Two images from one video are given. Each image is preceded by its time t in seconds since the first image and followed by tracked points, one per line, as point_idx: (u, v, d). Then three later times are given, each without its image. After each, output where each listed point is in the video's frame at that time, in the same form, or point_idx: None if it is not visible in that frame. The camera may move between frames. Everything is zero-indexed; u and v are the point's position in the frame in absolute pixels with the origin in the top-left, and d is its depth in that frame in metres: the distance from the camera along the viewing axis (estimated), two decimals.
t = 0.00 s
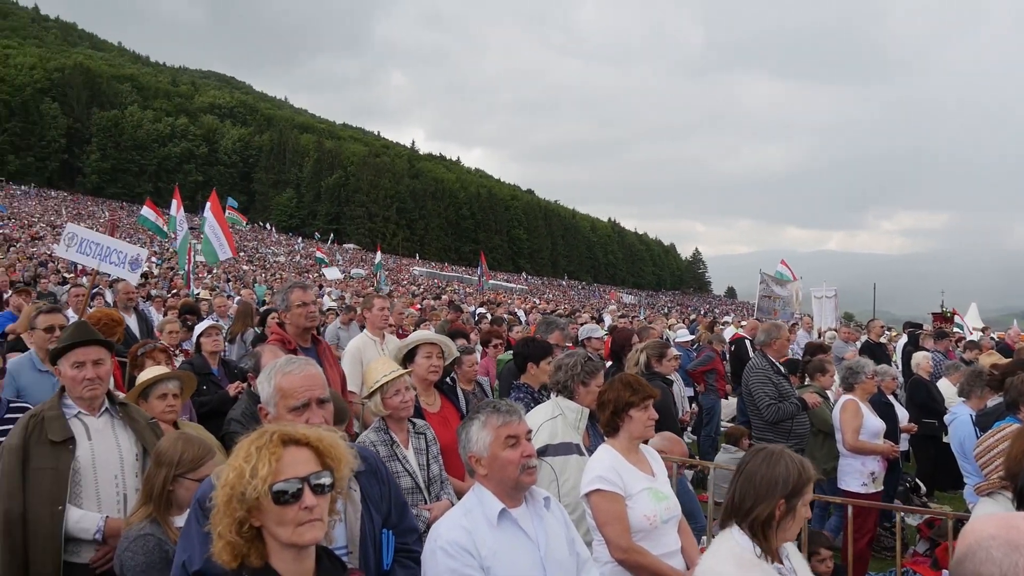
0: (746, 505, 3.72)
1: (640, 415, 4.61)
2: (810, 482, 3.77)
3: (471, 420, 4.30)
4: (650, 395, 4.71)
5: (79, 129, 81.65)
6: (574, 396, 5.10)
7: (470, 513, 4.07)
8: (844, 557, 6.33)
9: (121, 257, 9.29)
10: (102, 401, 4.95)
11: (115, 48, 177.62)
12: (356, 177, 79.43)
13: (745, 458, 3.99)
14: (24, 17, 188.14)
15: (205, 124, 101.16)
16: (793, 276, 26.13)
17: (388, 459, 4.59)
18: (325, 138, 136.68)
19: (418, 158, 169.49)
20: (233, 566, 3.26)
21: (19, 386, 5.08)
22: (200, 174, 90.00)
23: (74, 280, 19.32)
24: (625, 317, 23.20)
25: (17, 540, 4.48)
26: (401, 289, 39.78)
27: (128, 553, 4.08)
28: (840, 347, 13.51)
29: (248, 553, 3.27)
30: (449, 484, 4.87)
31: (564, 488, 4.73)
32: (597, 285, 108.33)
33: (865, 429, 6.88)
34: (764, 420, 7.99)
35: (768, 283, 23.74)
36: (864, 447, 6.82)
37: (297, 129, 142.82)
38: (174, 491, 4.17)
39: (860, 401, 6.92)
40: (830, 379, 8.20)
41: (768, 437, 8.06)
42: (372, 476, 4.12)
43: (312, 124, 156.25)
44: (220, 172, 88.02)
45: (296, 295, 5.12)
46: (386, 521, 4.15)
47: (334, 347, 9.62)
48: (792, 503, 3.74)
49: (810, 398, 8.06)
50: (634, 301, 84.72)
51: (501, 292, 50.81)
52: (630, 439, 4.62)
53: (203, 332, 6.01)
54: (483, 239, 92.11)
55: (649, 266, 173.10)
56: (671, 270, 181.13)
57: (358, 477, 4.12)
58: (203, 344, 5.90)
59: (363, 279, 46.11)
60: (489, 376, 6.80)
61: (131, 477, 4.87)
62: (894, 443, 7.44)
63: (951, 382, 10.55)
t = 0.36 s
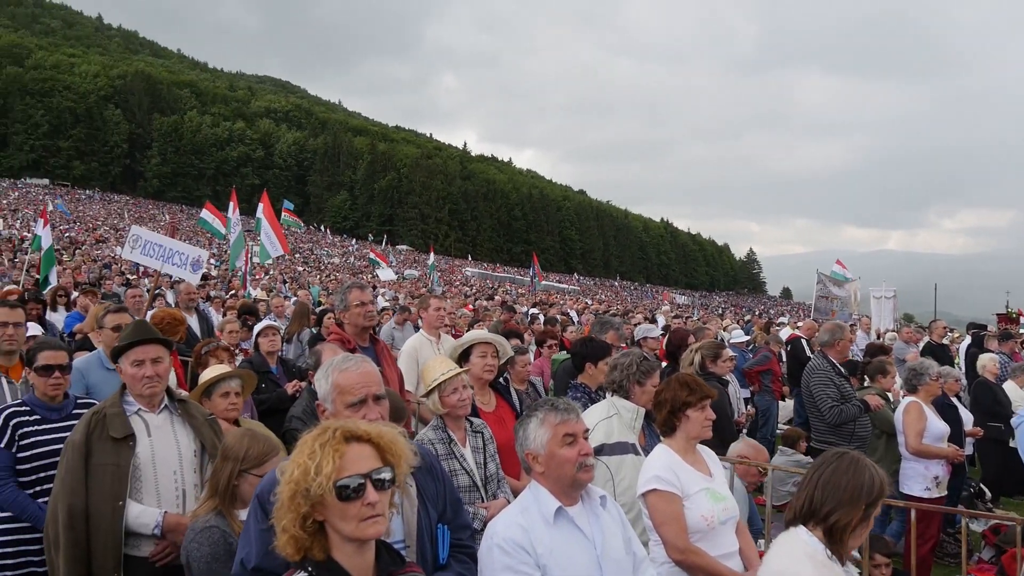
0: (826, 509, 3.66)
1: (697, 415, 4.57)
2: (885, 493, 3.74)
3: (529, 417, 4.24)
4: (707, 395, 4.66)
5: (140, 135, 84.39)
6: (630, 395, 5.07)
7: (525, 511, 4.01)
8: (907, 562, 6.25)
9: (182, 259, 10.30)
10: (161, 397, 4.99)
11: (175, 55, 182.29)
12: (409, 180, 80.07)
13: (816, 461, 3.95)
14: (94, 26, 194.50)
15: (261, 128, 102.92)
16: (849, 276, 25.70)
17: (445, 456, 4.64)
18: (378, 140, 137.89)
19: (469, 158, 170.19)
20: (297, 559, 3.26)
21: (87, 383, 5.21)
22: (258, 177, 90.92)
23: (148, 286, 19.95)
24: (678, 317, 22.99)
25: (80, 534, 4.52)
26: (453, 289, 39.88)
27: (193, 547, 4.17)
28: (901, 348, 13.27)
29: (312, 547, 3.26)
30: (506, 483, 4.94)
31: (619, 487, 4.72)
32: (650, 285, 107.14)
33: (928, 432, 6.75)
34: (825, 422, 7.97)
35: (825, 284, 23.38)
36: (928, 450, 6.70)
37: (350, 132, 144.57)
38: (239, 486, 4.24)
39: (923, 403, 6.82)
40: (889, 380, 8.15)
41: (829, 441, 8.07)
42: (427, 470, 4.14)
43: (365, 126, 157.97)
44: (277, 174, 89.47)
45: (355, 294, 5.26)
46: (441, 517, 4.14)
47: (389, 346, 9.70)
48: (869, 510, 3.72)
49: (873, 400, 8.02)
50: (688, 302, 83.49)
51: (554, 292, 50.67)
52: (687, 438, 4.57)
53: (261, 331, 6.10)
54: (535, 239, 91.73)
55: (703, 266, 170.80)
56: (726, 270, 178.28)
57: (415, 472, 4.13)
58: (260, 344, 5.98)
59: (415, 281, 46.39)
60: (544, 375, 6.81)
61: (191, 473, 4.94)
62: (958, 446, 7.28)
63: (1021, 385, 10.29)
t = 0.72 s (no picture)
0: (911, 515, 3.75)
1: (757, 414, 4.51)
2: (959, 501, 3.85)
3: (588, 413, 4.20)
4: (767, 393, 4.60)
5: (200, 138, 86.15)
6: (687, 393, 5.03)
7: (584, 506, 3.98)
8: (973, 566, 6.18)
9: (241, 258, 10.78)
10: (218, 392, 4.85)
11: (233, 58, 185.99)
12: (462, 180, 80.68)
13: (891, 467, 4.05)
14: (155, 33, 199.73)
15: (314, 130, 104.24)
16: (910, 274, 25.16)
17: (500, 454, 4.68)
18: (429, 141, 138.47)
19: (520, 158, 170.46)
20: (364, 548, 3.29)
21: (151, 377, 5.26)
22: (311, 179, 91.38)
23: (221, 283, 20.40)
24: (734, 315, 22.72)
25: (141, 525, 4.45)
26: (506, 288, 40.02)
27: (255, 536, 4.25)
28: (965, 347, 12.97)
29: (379, 536, 3.27)
30: (561, 481, 4.93)
31: (677, 485, 4.67)
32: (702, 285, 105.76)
33: (995, 434, 6.64)
34: (888, 423, 7.90)
35: (885, 282, 22.95)
36: (994, 453, 6.60)
37: (404, 131, 145.54)
38: (302, 478, 4.30)
39: (990, 405, 6.71)
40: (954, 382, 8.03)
41: (892, 442, 8.00)
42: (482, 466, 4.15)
43: (417, 127, 159.13)
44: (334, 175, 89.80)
45: (411, 293, 5.34)
46: (490, 508, 4.16)
47: (444, 345, 9.73)
48: (946, 517, 3.82)
49: (937, 400, 7.91)
50: (742, 301, 82.31)
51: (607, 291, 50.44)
52: (746, 437, 4.52)
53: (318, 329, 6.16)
54: (587, 238, 91.38)
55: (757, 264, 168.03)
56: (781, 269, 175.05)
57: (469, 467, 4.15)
58: (318, 341, 5.99)
59: (468, 280, 46.55)
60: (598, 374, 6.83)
61: (247, 467, 4.83)
62: None
63: None
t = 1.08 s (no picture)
0: (980, 524, 4.08)
1: (825, 415, 4.45)
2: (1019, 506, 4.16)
3: (653, 410, 4.19)
4: (835, 394, 4.53)
5: (256, 141, 87.81)
6: (745, 392, 4.99)
7: (644, 502, 3.97)
8: None
9: (298, 257, 10.95)
10: (278, 389, 4.83)
11: (289, 62, 189.01)
12: (513, 180, 80.85)
13: (957, 473, 4.35)
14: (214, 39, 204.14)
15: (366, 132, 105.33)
16: (975, 274, 24.50)
17: (556, 452, 4.72)
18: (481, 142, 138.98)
19: (571, 158, 169.75)
20: (430, 544, 3.34)
21: (215, 375, 5.32)
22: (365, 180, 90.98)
23: (283, 282, 20.63)
24: (791, 316, 22.38)
25: (202, 521, 4.47)
26: (559, 289, 39.97)
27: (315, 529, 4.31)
28: None
29: (446, 532, 3.33)
30: (616, 479, 4.93)
31: (736, 485, 4.65)
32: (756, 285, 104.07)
33: None
34: (953, 427, 7.79)
35: (947, 283, 22.41)
36: None
37: (454, 131, 145.76)
38: (362, 473, 4.37)
39: None
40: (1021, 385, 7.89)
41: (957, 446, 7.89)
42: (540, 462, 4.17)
43: (469, 128, 159.26)
44: (390, 174, 90.46)
45: (467, 292, 5.39)
46: (539, 503, 4.17)
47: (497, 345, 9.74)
48: (1010, 523, 4.12)
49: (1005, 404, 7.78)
50: (797, 302, 80.89)
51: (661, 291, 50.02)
52: (809, 436, 4.47)
53: (375, 328, 6.22)
54: (639, 238, 90.67)
55: (812, 264, 164.75)
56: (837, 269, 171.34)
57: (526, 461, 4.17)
58: (376, 340, 6.06)
59: (521, 280, 46.54)
60: (653, 374, 6.83)
61: (305, 463, 4.79)
62: None
63: None
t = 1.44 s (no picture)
0: None
1: (890, 416, 4.42)
2: None
3: (714, 406, 4.19)
4: (900, 394, 4.48)
5: (308, 143, 89.09)
6: (802, 392, 4.98)
7: (702, 500, 3.94)
8: None
9: (353, 257, 11.02)
10: (336, 386, 4.84)
11: (340, 63, 191.06)
12: (562, 180, 80.67)
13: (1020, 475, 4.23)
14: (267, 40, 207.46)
15: (416, 133, 106.02)
16: None
17: (610, 450, 4.73)
18: (531, 142, 138.80)
19: (619, 158, 168.61)
20: (493, 539, 3.37)
21: (272, 372, 5.37)
22: (415, 181, 91.72)
23: (337, 280, 20.87)
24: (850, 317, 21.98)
25: (261, 515, 4.48)
26: (610, 289, 39.77)
27: (371, 523, 4.35)
28: None
29: (510, 528, 3.37)
30: (671, 480, 4.93)
31: (794, 485, 4.62)
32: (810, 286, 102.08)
33: None
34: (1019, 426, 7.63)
35: (1012, 283, 21.80)
36: None
37: (502, 131, 145.98)
38: (418, 468, 4.42)
39: None
40: None
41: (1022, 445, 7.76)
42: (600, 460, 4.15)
43: (517, 128, 159.24)
44: (441, 173, 90.76)
45: (520, 290, 5.43)
46: (593, 499, 4.17)
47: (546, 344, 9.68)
48: None
49: None
50: (852, 303, 79.19)
51: (714, 290, 49.41)
52: (873, 439, 4.44)
53: (431, 326, 6.26)
54: (689, 238, 89.75)
55: (867, 264, 161.15)
56: (893, 269, 167.35)
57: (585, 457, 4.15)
58: (431, 337, 6.13)
59: (572, 280, 46.34)
60: (706, 372, 6.82)
61: (361, 459, 4.79)
62: None
63: None
